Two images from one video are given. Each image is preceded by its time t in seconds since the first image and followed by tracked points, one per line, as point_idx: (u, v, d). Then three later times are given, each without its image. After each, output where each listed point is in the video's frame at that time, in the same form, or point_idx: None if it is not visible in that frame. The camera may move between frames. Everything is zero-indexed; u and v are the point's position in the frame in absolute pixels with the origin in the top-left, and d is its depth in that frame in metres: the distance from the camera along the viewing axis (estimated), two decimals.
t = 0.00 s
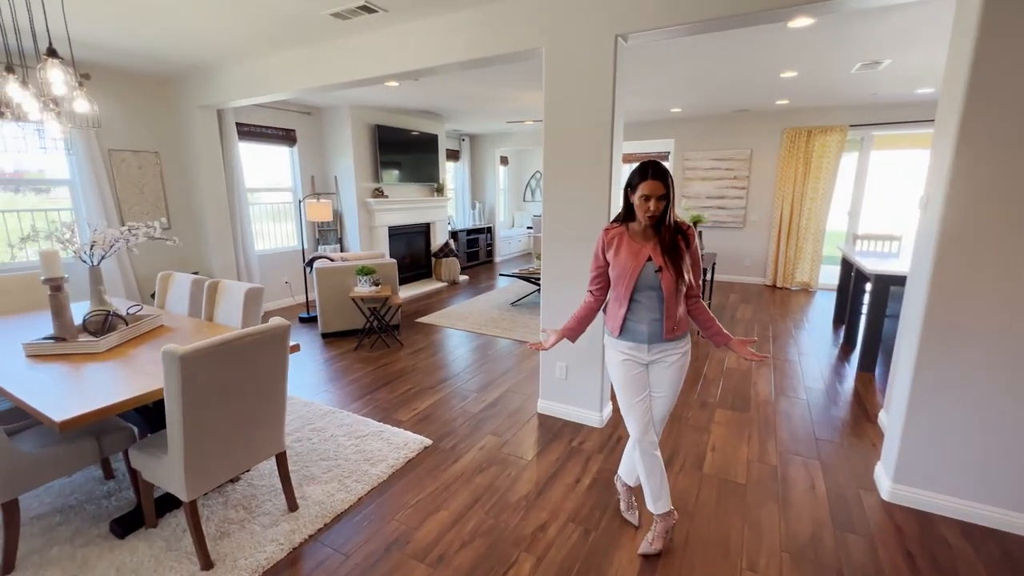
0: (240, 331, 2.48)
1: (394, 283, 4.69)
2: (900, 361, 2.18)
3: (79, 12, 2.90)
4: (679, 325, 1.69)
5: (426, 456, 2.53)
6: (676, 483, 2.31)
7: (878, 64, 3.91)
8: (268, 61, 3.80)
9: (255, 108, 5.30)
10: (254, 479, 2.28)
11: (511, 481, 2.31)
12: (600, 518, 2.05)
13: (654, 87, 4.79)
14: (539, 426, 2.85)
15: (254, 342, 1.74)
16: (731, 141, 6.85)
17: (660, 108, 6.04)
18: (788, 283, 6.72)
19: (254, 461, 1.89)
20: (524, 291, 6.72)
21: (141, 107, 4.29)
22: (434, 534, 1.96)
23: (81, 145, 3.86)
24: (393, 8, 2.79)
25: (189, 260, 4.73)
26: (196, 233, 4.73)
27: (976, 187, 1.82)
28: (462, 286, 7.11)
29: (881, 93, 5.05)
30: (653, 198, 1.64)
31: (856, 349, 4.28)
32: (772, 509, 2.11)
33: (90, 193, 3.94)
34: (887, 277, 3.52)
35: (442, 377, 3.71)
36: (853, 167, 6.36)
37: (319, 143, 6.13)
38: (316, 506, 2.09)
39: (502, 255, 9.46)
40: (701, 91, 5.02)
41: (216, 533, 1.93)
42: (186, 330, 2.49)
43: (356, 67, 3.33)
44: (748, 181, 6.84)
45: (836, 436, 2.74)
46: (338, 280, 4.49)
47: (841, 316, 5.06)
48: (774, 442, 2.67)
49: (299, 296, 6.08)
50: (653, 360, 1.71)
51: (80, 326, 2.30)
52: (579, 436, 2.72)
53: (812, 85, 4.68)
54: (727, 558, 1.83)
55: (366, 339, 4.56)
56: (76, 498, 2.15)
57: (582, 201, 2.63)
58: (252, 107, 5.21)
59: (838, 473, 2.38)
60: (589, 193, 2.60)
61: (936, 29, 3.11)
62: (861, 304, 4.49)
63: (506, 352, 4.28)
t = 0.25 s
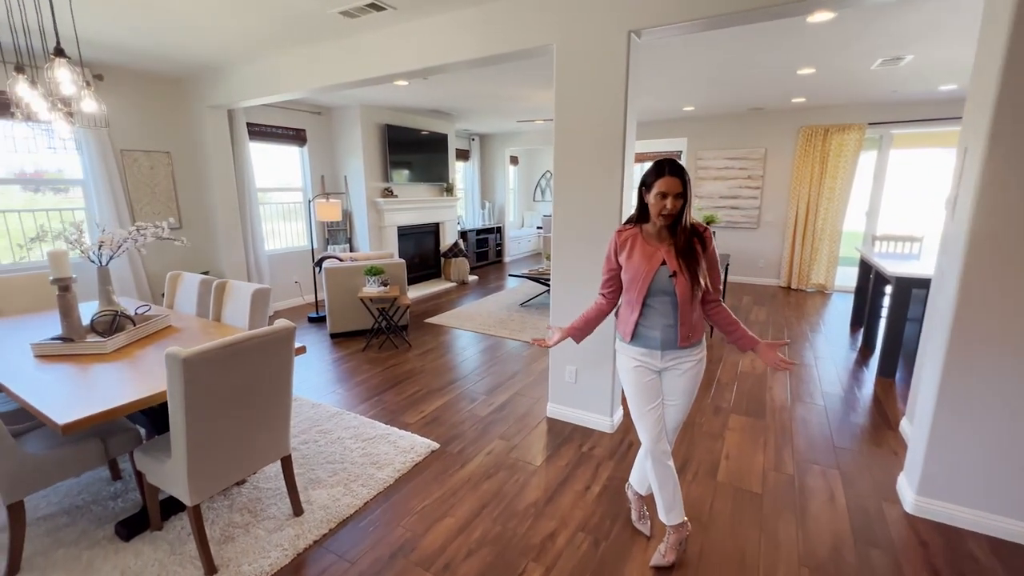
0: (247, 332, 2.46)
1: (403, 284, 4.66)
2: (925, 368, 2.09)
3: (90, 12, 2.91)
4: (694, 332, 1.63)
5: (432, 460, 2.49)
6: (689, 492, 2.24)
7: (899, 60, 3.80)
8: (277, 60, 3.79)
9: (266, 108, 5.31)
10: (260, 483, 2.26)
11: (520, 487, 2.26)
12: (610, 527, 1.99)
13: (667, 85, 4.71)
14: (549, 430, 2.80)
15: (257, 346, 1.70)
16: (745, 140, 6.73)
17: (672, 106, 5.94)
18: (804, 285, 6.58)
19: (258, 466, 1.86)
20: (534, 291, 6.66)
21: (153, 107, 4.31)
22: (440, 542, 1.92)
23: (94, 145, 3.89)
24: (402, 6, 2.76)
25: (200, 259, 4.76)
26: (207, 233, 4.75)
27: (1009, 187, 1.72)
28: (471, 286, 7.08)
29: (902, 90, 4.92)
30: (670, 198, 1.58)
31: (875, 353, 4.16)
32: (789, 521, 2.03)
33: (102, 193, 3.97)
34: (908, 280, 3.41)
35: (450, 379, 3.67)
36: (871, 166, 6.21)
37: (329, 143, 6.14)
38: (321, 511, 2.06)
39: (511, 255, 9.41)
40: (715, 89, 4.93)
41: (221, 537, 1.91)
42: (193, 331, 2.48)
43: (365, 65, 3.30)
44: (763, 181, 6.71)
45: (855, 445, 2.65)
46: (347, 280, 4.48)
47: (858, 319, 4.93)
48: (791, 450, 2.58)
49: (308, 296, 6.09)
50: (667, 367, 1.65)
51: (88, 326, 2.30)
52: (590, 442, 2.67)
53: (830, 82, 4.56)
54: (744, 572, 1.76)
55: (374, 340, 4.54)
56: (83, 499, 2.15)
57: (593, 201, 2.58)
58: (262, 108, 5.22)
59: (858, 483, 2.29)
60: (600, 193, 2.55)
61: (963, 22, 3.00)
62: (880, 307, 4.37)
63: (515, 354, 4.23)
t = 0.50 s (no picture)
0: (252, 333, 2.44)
1: (409, 284, 4.63)
2: (947, 375, 2.01)
3: (97, 12, 2.91)
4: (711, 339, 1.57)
5: (437, 464, 2.45)
6: (700, 501, 2.17)
7: (918, 56, 3.69)
8: (283, 59, 3.78)
9: (274, 108, 5.31)
10: (263, 486, 2.23)
11: (526, 493, 2.22)
12: (619, 537, 1.94)
13: (678, 83, 4.63)
14: (556, 434, 2.75)
15: (258, 350, 1.67)
16: (757, 139, 6.62)
17: (683, 104, 5.86)
18: (816, 287, 6.46)
19: (259, 470, 1.83)
20: (541, 292, 6.61)
21: (161, 107, 4.32)
22: (444, 549, 1.87)
23: (103, 145, 3.91)
24: (408, 3, 2.72)
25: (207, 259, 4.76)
26: (214, 233, 4.75)
27: None
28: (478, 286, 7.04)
29: (920, 87, 4.79)
30: (693, 194, 1.52)
31: (891, 357, 4.06)
32: (805, 532, 1.96)
33: (111, 193, 3.98)
34: (927, 282, 3.31)
35: (457, 381, 3.63)
36: (887, 165, 6.08)
37: (337, 142, 6.13)
38: (323, 516, 2.03)
39: (519, 255, 9.36)
40: (727, 87, 4.83)
41: (222, 541, 1.88)
42: (198, 331, 2.46)
43: (371, 64, 3.27)
44: (775, 180, 6.60)
45: (873, 453, 2.56)
46: (353, 280, 4.46)
47: (874, 321, 4.82)
48: (806, 458, 2.51)
49: (316, 296, 6.09)
50: (681, 376, 1.59)
51: (92, 327, 2.29)
52: (598, 447, 2.61)
53: (847, 79, 4.45)
54: None
55: (381, 340, 4.51)
56: (87, 500, 2.13)
57: (601, 202, 2.52)
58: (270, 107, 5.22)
59: (876, 493, 2.21)
60: (610, 193, 2.49)
61: (985, 16, 2.90)
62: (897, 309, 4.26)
63: (522, 356, 4.18)
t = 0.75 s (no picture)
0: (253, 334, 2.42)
1: (413, 284, 4.60)
2: (965, 380, 1.95)
3: (100, 12, 2.90)
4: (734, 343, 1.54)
5: (440, 468, 2.41)
6: (707, 508, 2.12)
7: (932, 52, 3.61)
8: (287, 59, 3.76)
9: (278, 108, 5.31)
10: (263, 489, 2.20)
11: (529, 498, 2.18)
12: (624, 545, 1.89)
13: (685, 81, 4.57)
14: (560, 438, 2.71)
15: (261, 349, 1.66)
16: (765, 138, 6.53)
17: (690, 103, 5.79)
18: (826, 288, 6.37)
19: (259, 473, 1.81)
20: (547, 292, 6.56)
21: (165, 108, 4.32)
22: (445, 556, 1.84)
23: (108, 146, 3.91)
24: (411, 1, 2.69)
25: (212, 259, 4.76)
26: (219, 232, 4.75)
27: None
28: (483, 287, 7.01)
29: (934, 84, 4.70)
30: (717, 185, 1.48)
31: (903, 360, 3.98)
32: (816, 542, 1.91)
33: (116, 193, 3.98)
34: (941, 283, 3.23)
35: (460, 382, 3.60)
36: (898, 164, 5.98)
37: (342, 142, 6.12)
38: (323, 521, 2.00)
39: (524, 255, 9.32)
40: (736, 85, 4.76)
41: (221, 546, 1.85)
42: (199, 333, 2.44)
43: (375, 63, 3.24)
44: (784, 180, 6.51)
45: (886, 459, 2.50)
46: (357, 281, 4.44)
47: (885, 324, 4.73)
48: (816, 464, 2.45)
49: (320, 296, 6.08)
50: (696, 387, 1.56)
51: (93, 328, 2.28)
52: (603, 451, 2.56)
53: (859, 76, 4.37)
54: None
55: (384, 341, 4.48)
56: (86, 502, 2.12)
57: (607, 202, 2.48)
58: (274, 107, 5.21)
59: (890, 502, 2.15)
60: (616, 193, 2.44)
61: (1003, 12, 2.82)
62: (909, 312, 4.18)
63: (527, 357, 4.14)
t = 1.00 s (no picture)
0: (250, 335, 2.40)
1: (414, 285, 4.59)
2: (972, 384, 1.91)
3: (100, 12, 2.90)
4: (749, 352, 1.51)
5: (438, 471, 2.39)
6: (709, 513, 2.09)
7: (940, 50, 3.56)
8: (287, 58, 3.75)
9: (280, 108, 5.30)
10: (259, 491, 2.19)
11: (528, 503, 2.15)
12: (623, 551, 1.86)
13: (689, 80, 4.53)
14: (560, 441, 2.68)
15: (256, 351, 1.65)
16: (770, 137, 6.48)
17: (694, 102, 5.74)
18: (831, 289, 6.31)
19: (255, 477, 1.80)
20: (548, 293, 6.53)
21: (166, 108, 4.32)
22: (442, 561, 1.81)
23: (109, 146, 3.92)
24: None
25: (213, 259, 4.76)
26: (220, 233, 4.75)
27: None
28: (484, 287, 6.98)
29: (941, 83, 4.64)
30: (731, 185, 1.45)
31: (909, 363, 3.93)
32: (820, 550, 1.87)
33: (117, 193, 3.99)
34: (948, 285, 3.18)
35: (460, 384, 3.57)
36: (905, 164, 5.91)
37: (343, 142, 6.11)
38: (320, 524, 1.98)
39: (526, 255, 9.29)
40: (740, 84, 4.72)
41: (216, 550, 1.84)
42: (197, 334, 2.42)
43: (374, 62, 3.22)
44: (788, 180, 6.45)
45: (891, 464, 2.46)
46: (357, 281, 4.43)
47: (891, 326, 4.67)
48: (820, 469, 2.41)
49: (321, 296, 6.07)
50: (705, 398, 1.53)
51: (90, 329, 2.27)
52: (603, 455, 2.53)
53: (865, 75, 4.32)
54: None
55: (385, 342, 4.47)
56: (83, 504, 2.11)
57: (607, 203, 2.45)
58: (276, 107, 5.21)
59: (895, 508, 2.11)
60: (616, 194, 2.41)
61: (1012, 9, 2.77)
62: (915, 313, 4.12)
63: (528, 358, 4.11)
